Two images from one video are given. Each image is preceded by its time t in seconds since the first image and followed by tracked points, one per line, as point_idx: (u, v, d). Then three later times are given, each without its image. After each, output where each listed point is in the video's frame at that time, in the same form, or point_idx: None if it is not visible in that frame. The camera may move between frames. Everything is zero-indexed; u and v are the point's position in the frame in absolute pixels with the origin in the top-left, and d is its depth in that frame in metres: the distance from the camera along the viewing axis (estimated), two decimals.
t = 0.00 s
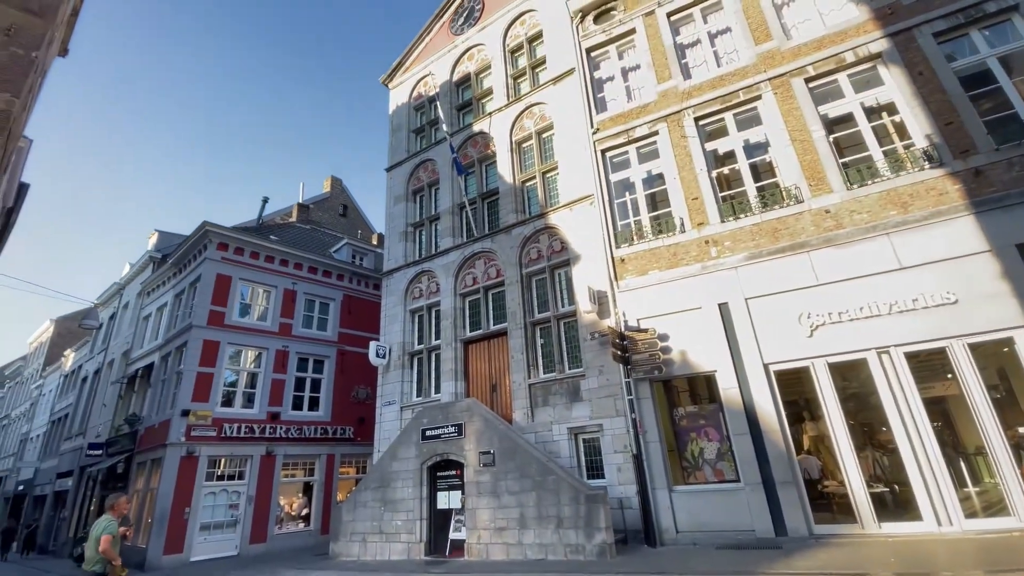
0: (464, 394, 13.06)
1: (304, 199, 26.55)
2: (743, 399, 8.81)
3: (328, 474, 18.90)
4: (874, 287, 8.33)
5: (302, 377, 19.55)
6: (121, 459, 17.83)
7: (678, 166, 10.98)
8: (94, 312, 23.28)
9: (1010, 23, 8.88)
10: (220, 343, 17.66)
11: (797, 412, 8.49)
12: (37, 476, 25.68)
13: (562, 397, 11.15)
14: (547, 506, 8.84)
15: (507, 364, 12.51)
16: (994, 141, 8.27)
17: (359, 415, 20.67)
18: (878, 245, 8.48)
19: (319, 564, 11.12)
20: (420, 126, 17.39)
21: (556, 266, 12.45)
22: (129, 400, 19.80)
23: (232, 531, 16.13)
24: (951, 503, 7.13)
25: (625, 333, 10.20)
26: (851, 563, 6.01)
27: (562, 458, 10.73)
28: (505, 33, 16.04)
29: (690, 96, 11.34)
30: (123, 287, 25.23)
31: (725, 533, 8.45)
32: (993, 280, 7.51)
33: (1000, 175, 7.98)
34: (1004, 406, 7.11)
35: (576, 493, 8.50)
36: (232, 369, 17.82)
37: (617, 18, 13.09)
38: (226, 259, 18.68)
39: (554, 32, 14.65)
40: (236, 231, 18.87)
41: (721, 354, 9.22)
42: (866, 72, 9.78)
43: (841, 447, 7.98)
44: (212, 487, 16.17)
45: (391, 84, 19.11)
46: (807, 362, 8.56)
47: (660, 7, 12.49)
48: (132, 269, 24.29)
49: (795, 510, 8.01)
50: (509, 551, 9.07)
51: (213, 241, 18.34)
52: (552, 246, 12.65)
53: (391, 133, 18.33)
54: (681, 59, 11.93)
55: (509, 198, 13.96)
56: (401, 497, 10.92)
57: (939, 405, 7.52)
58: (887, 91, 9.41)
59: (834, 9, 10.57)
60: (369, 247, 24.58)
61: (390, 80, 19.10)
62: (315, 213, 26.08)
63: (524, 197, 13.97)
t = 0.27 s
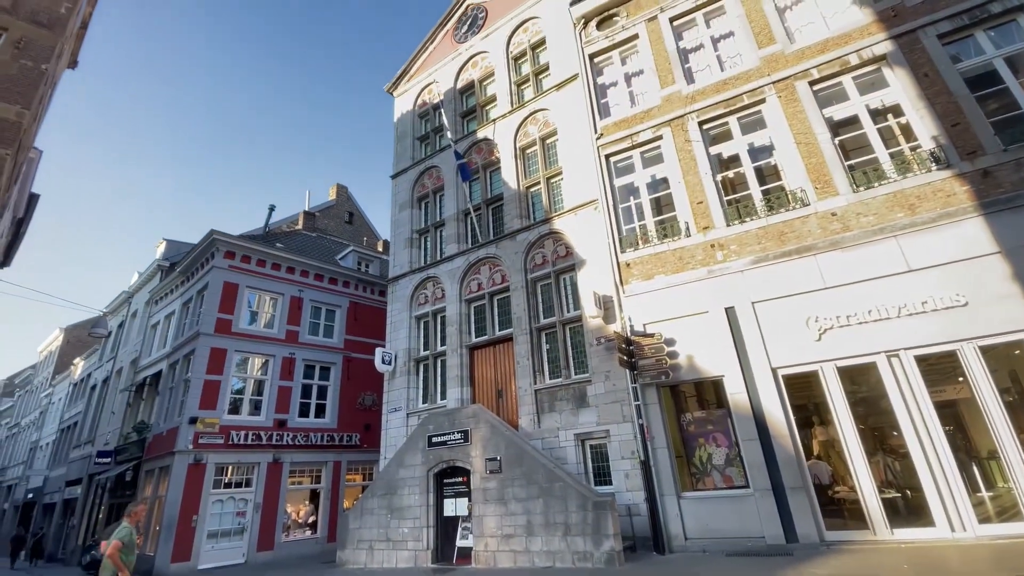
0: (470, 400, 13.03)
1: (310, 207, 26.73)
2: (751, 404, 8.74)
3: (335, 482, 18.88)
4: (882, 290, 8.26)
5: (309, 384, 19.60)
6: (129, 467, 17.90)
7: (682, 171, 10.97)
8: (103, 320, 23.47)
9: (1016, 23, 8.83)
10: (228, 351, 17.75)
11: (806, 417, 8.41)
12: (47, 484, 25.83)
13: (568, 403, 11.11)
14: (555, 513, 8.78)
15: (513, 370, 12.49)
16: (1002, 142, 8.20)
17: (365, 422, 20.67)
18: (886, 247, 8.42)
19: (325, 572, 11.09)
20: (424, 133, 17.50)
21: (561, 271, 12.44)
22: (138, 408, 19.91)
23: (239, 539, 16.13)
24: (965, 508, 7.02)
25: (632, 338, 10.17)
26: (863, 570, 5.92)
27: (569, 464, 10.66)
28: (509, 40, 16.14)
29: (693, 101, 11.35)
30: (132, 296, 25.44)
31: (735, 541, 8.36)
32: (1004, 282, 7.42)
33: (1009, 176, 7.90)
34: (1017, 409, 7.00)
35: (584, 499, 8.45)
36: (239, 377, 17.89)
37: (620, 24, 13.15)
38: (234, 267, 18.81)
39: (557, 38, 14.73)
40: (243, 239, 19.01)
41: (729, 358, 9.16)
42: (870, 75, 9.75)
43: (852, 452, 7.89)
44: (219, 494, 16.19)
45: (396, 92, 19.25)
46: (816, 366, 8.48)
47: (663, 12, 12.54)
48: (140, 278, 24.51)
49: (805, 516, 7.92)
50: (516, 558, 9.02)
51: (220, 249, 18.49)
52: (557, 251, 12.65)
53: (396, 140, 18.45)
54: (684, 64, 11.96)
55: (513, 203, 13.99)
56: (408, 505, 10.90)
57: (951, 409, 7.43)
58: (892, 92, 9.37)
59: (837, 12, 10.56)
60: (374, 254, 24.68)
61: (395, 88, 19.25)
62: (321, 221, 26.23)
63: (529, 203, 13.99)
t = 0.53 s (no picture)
0: (475, 407, 13.00)
1: (316, 215, 26.90)
2: (759, 410, 8.67)
3: (340, 490, 18.84)
4: (890, 294, 8.20)
5: (314, 392, 19.63)
6: (137, 476, 17.95)
7: (686, 176, 10.96)
8: (111, 329, 23.63)
9: (1020, 25, 8.80)
10: (234, 359, 17.82)
11: (815, 422, 8.32)
12: (55, 493, 25.94)
13: (575, 410, 11.06)
14: (562, 521, 8.72)
15: (518, 377, 12.45)
16: (1009, 144, 8.15)
17: (371, 430, 20.66)
18: (893, 250, 8.36)
19: None
20: (429, 141, 17.60)
21: (566, 277, 12.43)
22: (145, 416, 19.99)
23: (246, 547, 16.10)
24: (978, 514, 6.90)
25: (637, 344, 10.13)
26: None
27: (575, 472, 10.58)
28: (512, 48, 16.26)
29: (697, 106, 11.36)
30: (140, 305, 25.63)
31: (744, 549, 8.25)
32: (1013, 285, 7.35)
33: (1017, 178, 7.84)
34: None
35: (591, 507, 8.38)
36: (245, 385, 17.95)
37: (623, 31, 13.23)
38: (240, 275, 18.93)
39: (560, 45, 14.82)
40: (249, 247, 19.15)
41: (736, 364, 9.10)
42: (874, 78, 9.73)
43: (862, 457, 7.79)
44: (225, 503, 16.18)
45: (400, 101, 19.40)
46: (824, 372, 8.41)
47: (665, 19, 12.61)
48: (148, 287, 24.70)
49: (816, 523, 7.81)
50: (523, 567, 8.95)
51: (227, 258, 18.63)
52: (562, 257, 12.65)
53: (400, 148, 18.56)
54: (687, 70, 11.99)
55: (517, 210, 14.02)
56: (414, 513, 10.86)
57: (962, 414, 7.33)
58: (897, 96, 9.35)
59: (840, 16, 10.57)
60: (380, 261, 24.77)
61: (399, 97, 19.40)
62: (326, 228, 26.37)
63: (533, 209, 14.02)
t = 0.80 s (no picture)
0: (481, 415, 12.95)
1: (322, 223, 27.07)
2: (767, 417, 8.59)
3: (346, 499, 18.79)
4: (898, 298, 8.13)
5: (320, 400, 19.63)
6: (144, 485, 17.99)
7: (691, 182, 10.96)
8: (120, 338, 23.80)
9: None
10: (241, 367, 17.88)
11: (825, 429, 8.23)
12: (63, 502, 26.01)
13: (581, 417, 11.00)
14: (569, 530, 8.64)
15: (524, 384, 12.41)
16: (1016, 146, 8.09)
17: (376, 438, 20.63)
18: (901, 255, 8.30)
19: None
20: (433, 150, 17.71)
21: (571, 284, 12.41)
22: (153, 425, 20.07)
23: (252, 557, 16.04)
24: (992, 522, 6.77)
25: (643, 350, 10.08)
26: None
27: (582, 480, 10.50)
28: (515, 57, 16.38)
29: (700, 112, 11.38)
30: (147, 314, 25.82)
31: (754, 558, 8.14)
32: None
33: None
34: None
35: (598, 516, 8.30)
36: (252, 394, 17.99)
37: (625, 39, 13.31)
38: (247, 284, 19.05)
39: (563, 54, 14.91)
40: (256, 256, 19.28)
41: (744, 370, 9.03)
42: (879, 82, 9.72)
43: (873, 464, 7.70)
44: (232, 512, 16.16)
45: (405, 110, 19.54)
46: (833, 377, 8.32)
47: (668, 26, 12.68)
48: (156, 296, 24.89)
49: (827, 532, 7.70)
50: None
51: (234, 267, 18.76)
52: (566, 264, 12.64)
53: (405, 157, 18.67)
54: (690, 76, 12.03)
55: (522, 216, 14.05)
56: (420, 522, 10.81)
57: (974, 420, 7.23)
58: (902, 100, 9.32)
59: (843, 21, 10.59)
60: (385, 269, 24.85)
61: (404, 106, 19.55)
62: (332, 237, 26.52)
63: (537, 216, 14.04)
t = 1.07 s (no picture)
0: (487, 424, 12.90)
1: (328, 233, 27.26)
2: (777, 425, 8.50)
3: (352, 508, 18.73)
4: (907, 304, 8.05)
5: (326, 409, 19.64)
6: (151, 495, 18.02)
7: (696, 189, 10.95)
8: (128, 348, 23.98)
9: None
10: (247, 376, 17.94)
11: (835, 437, 8.13)
12: (70, 512, 26.07)
13: (587, 426, 10.92)
14: (576, 540, 8.54)
15: (530, 392, 12.36)
16: None
17: (382, 447, 20.58)
18: (909, 260, 8.23)
19: None
20: (438, 159, 17.83)
21: (576, 292, 12.39)
22: (160, 435, 20.14)
23: (258, 567, 15.92)
24: (1009, 532, 6.62)
25: (650, 358, 10.02)
26: None
27: (589, 489, 10.40)
28: (519, 67, 16.51)
29: (704, 119, 11.40)
30: (156, 323, 26.02)
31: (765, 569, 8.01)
32: None
33: None
34: None
35: (606, 526, 8.21)
36: (259, 403, 18.03)
37: (629, 48, 13.40)
38: (254, 293, 19.17)
39: (566, 63, 15.01)
40: (263, 266, 19.42)
41: (752, 378, 8.95)
42: (883, 88, 9.71)
43: (885, 473, 7.58)
44: (238, 522, 16.11)
45: (410, 120, 19.72)
46: (843, 385, 8.23)
47: (670, 35, 12.76)
48: (164, 306, 25.09)
49: (839, 542, 7.58)
50: None
51: (241, 276, 18.90)
52: (572, 271, 12.64)
53: (410, 166, 18.80)
54: (694, 84, 12.07)
55: (527, 224, 14.08)
56: (426, 532, 10.74)
57: (987, 427, 7.11)
58: (907, 105, 9.30)
59: (846, 27, 10.61)
60: (390, 278, 24.94)
61: (409, 116, 19.73)
62: (338, 246, 26.69)
63: (542, 224, 14.06)
